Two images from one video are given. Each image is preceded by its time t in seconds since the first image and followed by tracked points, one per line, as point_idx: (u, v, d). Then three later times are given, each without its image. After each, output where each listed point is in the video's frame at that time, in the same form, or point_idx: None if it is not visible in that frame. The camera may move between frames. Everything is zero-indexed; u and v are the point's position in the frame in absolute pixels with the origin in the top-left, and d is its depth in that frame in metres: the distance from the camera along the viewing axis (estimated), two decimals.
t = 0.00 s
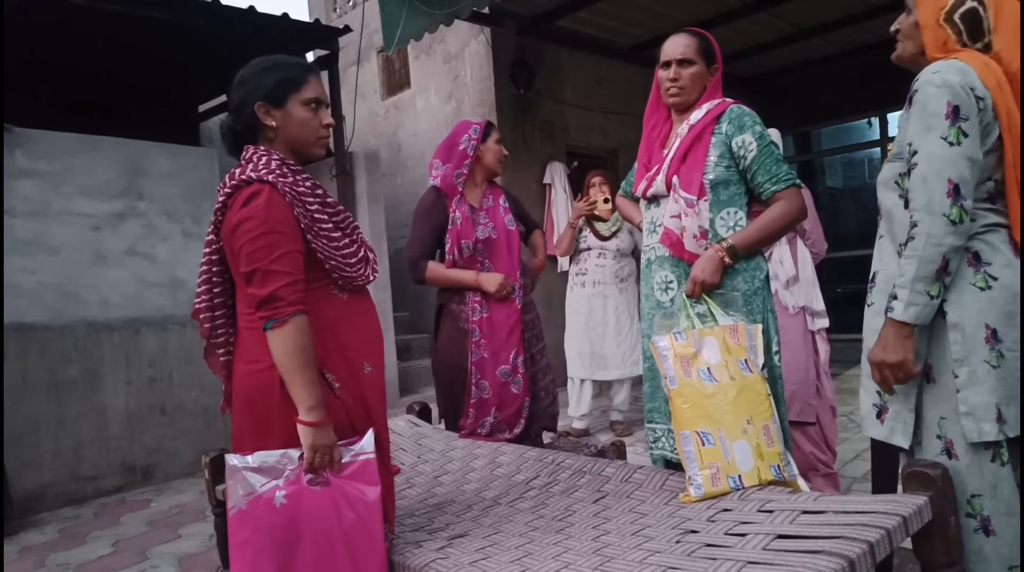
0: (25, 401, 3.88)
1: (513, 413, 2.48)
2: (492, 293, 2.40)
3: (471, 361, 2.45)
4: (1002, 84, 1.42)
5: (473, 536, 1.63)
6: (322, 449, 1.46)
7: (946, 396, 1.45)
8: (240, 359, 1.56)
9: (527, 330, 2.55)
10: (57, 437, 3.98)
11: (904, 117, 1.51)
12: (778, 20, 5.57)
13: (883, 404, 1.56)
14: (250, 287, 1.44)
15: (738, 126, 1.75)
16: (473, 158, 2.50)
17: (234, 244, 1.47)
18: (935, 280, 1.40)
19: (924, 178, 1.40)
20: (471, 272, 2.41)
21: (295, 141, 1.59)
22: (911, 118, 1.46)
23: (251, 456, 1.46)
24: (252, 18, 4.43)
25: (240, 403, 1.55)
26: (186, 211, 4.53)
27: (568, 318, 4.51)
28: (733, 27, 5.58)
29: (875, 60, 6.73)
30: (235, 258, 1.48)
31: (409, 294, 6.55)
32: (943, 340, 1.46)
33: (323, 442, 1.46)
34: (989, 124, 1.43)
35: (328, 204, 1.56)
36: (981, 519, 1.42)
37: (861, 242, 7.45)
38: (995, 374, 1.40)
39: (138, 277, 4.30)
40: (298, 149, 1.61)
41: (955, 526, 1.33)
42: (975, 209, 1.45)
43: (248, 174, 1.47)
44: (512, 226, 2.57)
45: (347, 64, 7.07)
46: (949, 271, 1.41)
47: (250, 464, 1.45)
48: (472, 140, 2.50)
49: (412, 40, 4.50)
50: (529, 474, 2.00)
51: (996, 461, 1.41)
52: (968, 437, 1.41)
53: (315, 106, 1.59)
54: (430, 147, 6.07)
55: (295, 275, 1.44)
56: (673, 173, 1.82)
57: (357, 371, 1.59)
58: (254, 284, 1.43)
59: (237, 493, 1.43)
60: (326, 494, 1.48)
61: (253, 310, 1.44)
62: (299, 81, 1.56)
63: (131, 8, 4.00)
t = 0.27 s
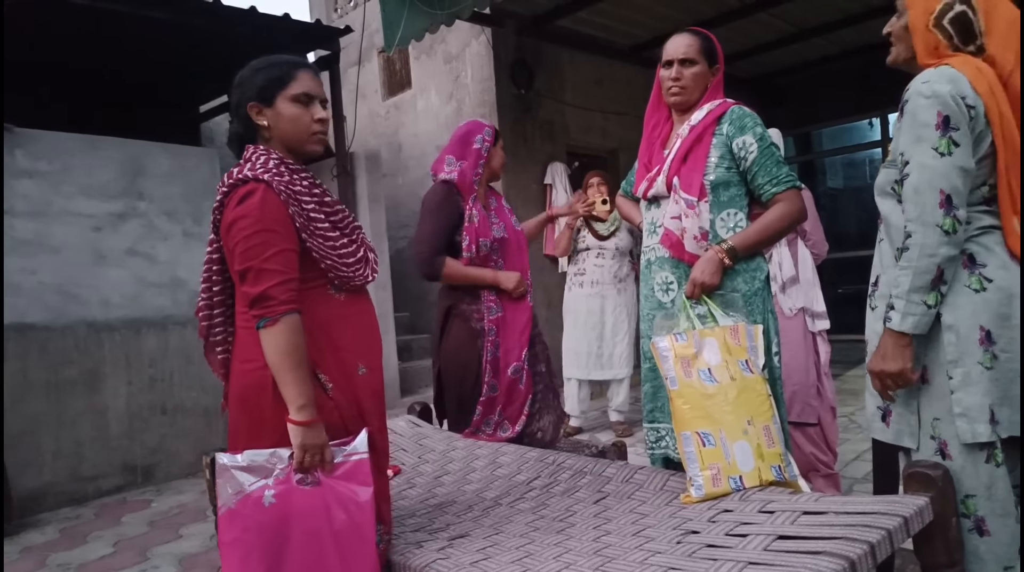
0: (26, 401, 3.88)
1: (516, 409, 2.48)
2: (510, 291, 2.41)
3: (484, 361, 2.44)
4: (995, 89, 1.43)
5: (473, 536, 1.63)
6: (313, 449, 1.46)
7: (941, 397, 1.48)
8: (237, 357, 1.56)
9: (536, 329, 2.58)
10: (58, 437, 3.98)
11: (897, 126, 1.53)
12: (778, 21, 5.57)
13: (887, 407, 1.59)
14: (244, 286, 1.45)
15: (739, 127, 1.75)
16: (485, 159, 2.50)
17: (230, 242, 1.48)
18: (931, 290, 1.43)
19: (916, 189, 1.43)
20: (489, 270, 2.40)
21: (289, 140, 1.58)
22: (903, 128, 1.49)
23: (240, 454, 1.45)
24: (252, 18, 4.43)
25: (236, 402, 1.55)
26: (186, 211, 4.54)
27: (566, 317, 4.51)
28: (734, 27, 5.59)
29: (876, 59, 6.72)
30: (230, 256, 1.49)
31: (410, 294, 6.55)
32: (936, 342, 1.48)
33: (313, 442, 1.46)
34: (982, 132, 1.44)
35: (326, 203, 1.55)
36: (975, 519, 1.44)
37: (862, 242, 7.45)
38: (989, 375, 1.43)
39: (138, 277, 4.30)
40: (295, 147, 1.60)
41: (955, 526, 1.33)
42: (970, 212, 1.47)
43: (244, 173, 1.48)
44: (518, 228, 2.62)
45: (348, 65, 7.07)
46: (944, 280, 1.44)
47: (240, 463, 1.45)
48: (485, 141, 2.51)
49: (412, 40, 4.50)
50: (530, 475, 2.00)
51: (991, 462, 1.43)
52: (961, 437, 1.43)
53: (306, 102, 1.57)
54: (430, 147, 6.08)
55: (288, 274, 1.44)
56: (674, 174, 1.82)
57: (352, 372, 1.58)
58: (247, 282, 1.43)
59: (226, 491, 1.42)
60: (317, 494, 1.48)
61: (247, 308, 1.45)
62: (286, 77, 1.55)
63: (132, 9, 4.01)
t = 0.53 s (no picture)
0: (26, 401, 3.89)
1: (519, 407, 2.50)
2: (519, 292, 2.48)
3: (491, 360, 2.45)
4: (986, 89, 1.47)
5: (473, 535, 1.63)
6: (303, 447, 1.46)
7: (933, 395, 1.54)
8: (235, 356, 1.58)
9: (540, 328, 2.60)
10: (58, 437, 3.99)
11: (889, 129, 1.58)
12: (777, 21, 5.58)
13: (881, 404, 1.67)
14: (238, 284, 1.47)
15: (736, 128, 1.76)
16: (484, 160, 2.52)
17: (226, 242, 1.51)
18: (919, 291, 1.49)
19: (905, 194, 1.48)
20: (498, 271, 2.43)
21: (276, 140, 1.59)
22: (893, 131, 1.54)
23: (231, 451, 1.46)
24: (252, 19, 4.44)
25: (233, 400, 1.57)
26: (187, 211, 4.54)
27: (562, 317, 4.51)
28: (732, 28, 5.60)
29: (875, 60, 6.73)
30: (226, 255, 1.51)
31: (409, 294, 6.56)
32: (930, 340, 1.54)
33: (303, 439, 1.46)
34: (973, 134, 1.48)
35: (320, 201, 1.56)
36: (966, 517, 1.50)
37: (860, 242, 7.46)
38: (980, 375, 1.48)
39: (139, 277, 4.31)
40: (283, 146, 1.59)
41: (953, 525, 1.34)
42: (963, 212, 1.52)
43: (239, 173, 1.49)
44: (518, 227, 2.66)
45: (347, 66, 7.09)
46: (933, 281, 1.49)
47: (231, 459, 1.45)
48: (483, 143, 2.53)
49: (412, 41, 4.51)
50: (530, 474, 2.01)
51: (982, 460, 1.49)
52: (952, 436, 1.49)
53: (288, 100, 1.57)
54: (430, 148, 6.09)
55: (280, 272, 1.45)
56: (672, 175, 1.83)
57: (347, 372, 1.59)
58: (241, 280, 1.45)
59: (217, 487, 1.43)
60: (308, 493, 1.49)
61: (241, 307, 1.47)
62: (270, 78, 1.56)
63: (132, 9, 4.02)
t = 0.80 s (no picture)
0: (25, 401, 3.88)
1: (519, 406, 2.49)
2: (520, 292, 2.47)
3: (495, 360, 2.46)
4: (992, 88, 1.47)
5: (472, 536, 1.63)
6: (297, 446, 1.46)
7: (932, 394, 1.54)
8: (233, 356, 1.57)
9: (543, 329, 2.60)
10: (57, 437, 3.98)
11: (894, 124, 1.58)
12: (777, 21, 5.57)
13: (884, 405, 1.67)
14: (234, 283, 1.46)
15: (735, 127, 1.75)
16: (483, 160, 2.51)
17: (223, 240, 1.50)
18: (916, 287, 1.48)
19: (906, 190, 1.49)
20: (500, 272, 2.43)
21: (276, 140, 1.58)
22: (898, 127, 1.54)
23: (226, 447, 1.46)
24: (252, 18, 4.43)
25: (230, 401, 1.57)
26: (186, 211, 4.54)
27: (559, 318, 4.51)
28: (733, 27, 5.59)
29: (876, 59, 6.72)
30: (223, 253, 1.51)
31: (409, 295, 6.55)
32: (929, 339, 1.54)
33: (297, 438, 1.45)
34: (978, 130, 1.48)
35: (317, 201, 1.55)
36: (966, 517, 1.50)
37: (860, 242, 7.45)
38: (979, 375, 1.48)
39: (138, 277, 4.30)
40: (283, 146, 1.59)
41: (954, 526, 1.33)
42: (965, 211, 1.52)
43: (236, 171, 1.49)
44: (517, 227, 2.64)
45: (347, 65, 7.07)
46: (932, 278, 1.48)
47: (224, 455, 1.45)
48: (480, 142, 2.52)
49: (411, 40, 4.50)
50: (529, 475, 2.00)
51: (981, 460, 1.49)
52: (951, 436, 1.49)
53: (289, 101, 1.56)
54: (430, 147, 6.07)
55: (275, 270, 1.44)
56: (672, 175, 1.82)
57: (344, 371, 1.58)
58: (236, 279, 1.45)
59: (212, 483, 1.45)
60: (301, 493, 1.49)
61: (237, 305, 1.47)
62: (269, 77, 1.56)
63: (131, 9, 4.01)
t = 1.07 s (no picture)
0: (25, 401, 3.88)
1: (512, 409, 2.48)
2: (508, 294, 2.44)
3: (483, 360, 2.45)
4: (997, 86, 1.47)
5: (472, 536, 1.63)
6: (302, 445, 1.46)
7: (932, 395, 1.54)
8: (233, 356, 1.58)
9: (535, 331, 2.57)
10: (58, 437, 3.99)
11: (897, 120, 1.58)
12: (777, 21, 5.57)
13: (881, 405, 1.66)
14: (237, 281, 1.47)
15: (735, 126, 1.75)
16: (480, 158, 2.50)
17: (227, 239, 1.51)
18: (919, 285, 1.48)
19: (909, 186, 1.49)
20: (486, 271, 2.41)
21: (297, 141, 1.60)
22: (902, 123, 1.54)
23: (231, 447, 1.46)
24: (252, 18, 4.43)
25: (231, 401, 1.57)
26: (187, 211, 4.54)
27: (556, 319, 4.51)
28: (733, 27, 5.59)
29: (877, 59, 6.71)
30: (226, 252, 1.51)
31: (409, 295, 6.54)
32: (930, 340, 1.54)
33: (302, 437, 1.46)
34: (982, 127, 1.49)
35: (321, 200, 1.55)
36: (965, 518, 1.50)
37: (861, 242, 7.45)
38: (977, 376, 1.48)
39: (138, 277, 4.30)
40: (300, 148, 1.61)
41: (955, 526, 1.33)
42: (968, 210, 1.52)
43: (240, 170, 1.49)
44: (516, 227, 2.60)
45: (347, 65, 7.07)
46: (934, 276, 1.49)
47: (230, 455, 1.45)
48: (480, 141, 2.51)
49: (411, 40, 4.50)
50: (529, 475, 2.00)
51: (979, 461, 1.49)
52: (950, 437, 1.50)
53: (319, 108, 1.61)
54: (430, 147, 6.07)
55: (280, 269, 1.45)
56: (672, 175, 1.82)
57: (347, 370, 1.58)
58: (240, 278, 1.46)
59: (216, 484, 1.44)
60: (304, 492, 1.49)
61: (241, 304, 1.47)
62: (304, 82, 1.58)
63: (132, 9, 4.01)
